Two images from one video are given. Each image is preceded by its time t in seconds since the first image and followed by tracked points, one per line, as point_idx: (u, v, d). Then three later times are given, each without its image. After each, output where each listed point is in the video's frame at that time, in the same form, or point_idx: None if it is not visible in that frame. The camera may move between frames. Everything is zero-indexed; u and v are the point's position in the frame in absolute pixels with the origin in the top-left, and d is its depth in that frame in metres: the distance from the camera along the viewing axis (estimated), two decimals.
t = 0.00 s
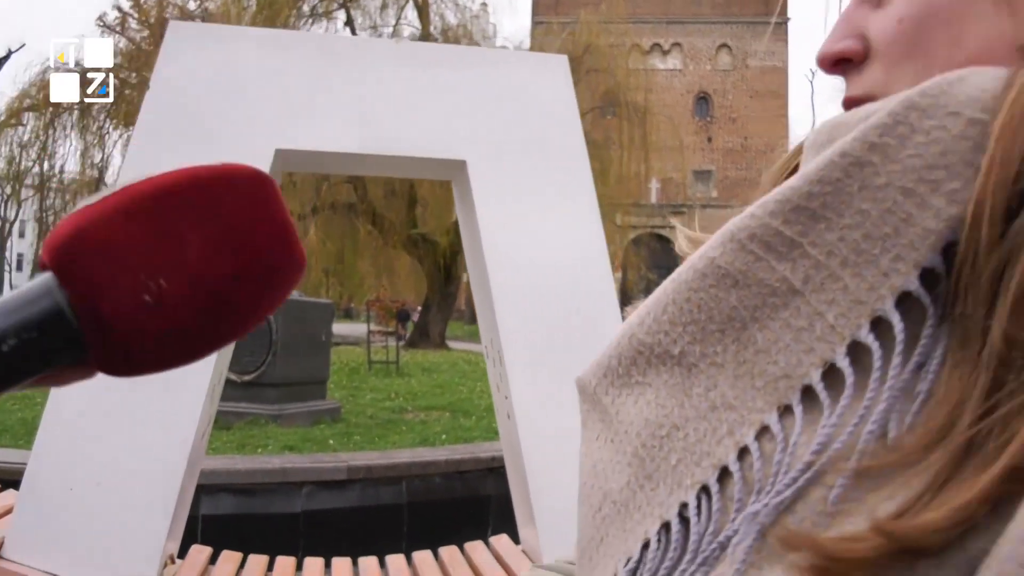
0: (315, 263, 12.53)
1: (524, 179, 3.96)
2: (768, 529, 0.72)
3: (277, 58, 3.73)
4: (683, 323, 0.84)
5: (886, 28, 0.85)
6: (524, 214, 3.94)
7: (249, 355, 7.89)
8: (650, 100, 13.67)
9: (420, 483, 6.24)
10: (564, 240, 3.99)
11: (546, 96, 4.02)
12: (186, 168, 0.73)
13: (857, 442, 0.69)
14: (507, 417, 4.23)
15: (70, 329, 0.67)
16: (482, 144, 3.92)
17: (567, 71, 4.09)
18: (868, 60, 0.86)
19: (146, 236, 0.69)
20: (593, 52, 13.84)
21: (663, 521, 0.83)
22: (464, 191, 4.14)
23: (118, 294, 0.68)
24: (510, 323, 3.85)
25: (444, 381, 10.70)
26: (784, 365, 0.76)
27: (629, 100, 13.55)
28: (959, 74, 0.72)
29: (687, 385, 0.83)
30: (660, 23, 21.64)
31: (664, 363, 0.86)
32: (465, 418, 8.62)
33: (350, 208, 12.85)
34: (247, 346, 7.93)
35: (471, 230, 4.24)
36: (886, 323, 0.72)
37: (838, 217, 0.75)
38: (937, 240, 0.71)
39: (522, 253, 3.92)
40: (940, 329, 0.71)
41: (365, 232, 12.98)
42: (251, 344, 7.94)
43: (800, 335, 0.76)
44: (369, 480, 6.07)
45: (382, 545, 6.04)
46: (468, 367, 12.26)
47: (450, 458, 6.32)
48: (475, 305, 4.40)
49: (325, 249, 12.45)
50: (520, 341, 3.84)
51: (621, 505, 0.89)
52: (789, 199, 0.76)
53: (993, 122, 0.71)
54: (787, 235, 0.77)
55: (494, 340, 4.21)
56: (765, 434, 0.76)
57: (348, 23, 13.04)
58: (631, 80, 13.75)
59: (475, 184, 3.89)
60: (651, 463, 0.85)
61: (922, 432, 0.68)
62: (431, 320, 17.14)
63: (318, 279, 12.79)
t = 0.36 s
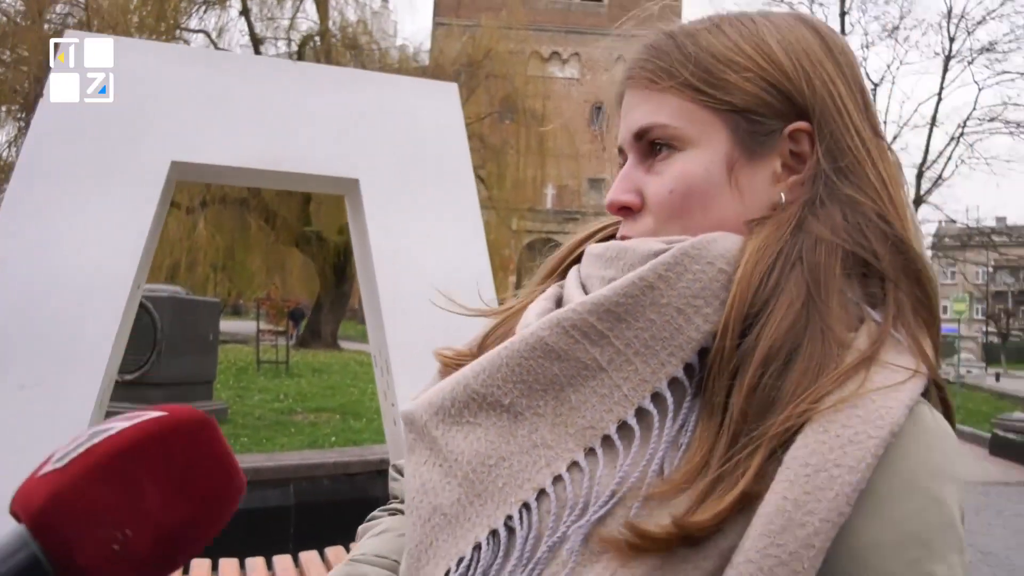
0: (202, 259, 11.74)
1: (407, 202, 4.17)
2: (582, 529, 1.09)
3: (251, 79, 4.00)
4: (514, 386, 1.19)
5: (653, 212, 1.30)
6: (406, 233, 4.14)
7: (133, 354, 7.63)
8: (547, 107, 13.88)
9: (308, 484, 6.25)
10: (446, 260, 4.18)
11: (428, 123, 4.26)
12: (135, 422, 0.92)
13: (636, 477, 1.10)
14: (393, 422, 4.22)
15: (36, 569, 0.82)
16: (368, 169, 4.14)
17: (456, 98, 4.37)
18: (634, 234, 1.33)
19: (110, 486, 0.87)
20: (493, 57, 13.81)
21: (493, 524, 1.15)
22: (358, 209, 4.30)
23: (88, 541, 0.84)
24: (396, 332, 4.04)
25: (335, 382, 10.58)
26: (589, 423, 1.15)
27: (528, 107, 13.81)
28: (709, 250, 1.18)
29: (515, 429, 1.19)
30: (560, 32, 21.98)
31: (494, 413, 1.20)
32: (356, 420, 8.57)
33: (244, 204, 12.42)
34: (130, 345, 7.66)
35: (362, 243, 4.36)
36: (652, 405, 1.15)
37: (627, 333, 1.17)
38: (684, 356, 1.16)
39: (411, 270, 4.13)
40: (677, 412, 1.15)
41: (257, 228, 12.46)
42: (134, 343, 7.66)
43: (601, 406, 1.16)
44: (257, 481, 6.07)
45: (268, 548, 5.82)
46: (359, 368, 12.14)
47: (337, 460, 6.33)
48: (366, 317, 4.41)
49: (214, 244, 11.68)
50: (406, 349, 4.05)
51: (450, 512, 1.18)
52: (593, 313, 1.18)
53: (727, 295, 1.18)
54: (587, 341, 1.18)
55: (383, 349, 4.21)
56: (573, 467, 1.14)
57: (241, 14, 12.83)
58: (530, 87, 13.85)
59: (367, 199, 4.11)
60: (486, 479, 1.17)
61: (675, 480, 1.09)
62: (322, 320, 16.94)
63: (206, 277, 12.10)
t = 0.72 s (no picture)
0: (139, 232, 11.51)
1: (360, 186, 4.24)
2: (561, 491, 1.21)
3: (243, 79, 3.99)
4: (496, 373, 1.25)
5: (590, 223, 1.41)
6: (360, 216, 4.24)
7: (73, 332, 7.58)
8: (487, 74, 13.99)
9: (262, 459, 6.25)
10: (401, 239, 4.31)
11: (386, 112, 4.30)
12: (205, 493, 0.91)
13: (601, 446, 1.23)
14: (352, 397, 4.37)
15: None
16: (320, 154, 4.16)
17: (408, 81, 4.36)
18: (570, 243, 1.43)
19: (193, 551, 0.86)
20: (431, 23, 13.55)
21: (484, 495, 1.22)
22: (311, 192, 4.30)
23: None
24: (355, 313, 4.19)
25: (281, 355, 10.52)
26: (563, 401, 1.25)
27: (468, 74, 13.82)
28: (649, 266, 1.30)
29: (496, 412, 1.24)
30: None
31: (477, 401, 1.25)
32: (304, 392, 8.55)
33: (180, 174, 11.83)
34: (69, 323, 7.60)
35: (317, 222, 4.37)
36: (614, 387, 1.27)
37: (594, 328, 1.26)
38: (636, 346, 1.28)
39: (366, 251, 4.25)
40: (631, 392, 1.29)
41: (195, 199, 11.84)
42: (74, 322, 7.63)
43: (571, 387, 1.25)
44: (208, 457, 5.94)
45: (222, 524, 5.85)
46: (304, 339, 12.08)
47: (292, 434, 6.39)
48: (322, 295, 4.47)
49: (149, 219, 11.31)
50: (365, 329, 4.18)
51: (439, 486, 1.23)
52: (566, 313, 1.26)
53: (669, 296, 1.31)
54: (558, 335, 1.26)
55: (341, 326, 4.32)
56: (552, 440, 1.24)
57: None
58: (469, 54, 13.96)
59: (322, 185, 4.16)
60: (472, 456, 1.23)
61: (632, 450, 1.22)
62: (263, 292, 16.76)
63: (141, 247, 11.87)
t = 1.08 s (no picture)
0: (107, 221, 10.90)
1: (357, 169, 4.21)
2: (644, 422, 1.22)
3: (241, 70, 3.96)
4: (567, 325, 1.26)
5: (611, 176, 1.41)
6: (357, 202, 4.20)
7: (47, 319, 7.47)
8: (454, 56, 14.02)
9: (247, 440, 6.15)
10: (397, 221, 4.29)
11: (379, 93, 4.26)
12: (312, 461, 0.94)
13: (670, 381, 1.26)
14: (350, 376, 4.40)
15: None
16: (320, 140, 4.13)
17: (398, 65, 4.31)
18: (594, 198, 1.42)
19: (312, 521, 0.90)
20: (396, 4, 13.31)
21: (572, 439, 1.22)
22: (308, 176, 4.27)
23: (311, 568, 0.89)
24: (355, 296, 4.17)
25: (253, 341, 10.39)
26: (628, 344, 1.27)
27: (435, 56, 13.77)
28: (684, 217, 1.32)
29: (568, 362, 1.25)
30: None
31: (548, 355, 1.25)
32: (282, 377, 8.49)
33: (143, 160, 11.34)
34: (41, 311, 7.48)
35: (313, 206, 4.33)
36: (670, 327, 1.30)
37: (643, 278, 1.29)
38: (682, 289, 1.31)
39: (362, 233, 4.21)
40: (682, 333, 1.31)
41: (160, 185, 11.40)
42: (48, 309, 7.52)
43: (635, 330, 1.27)
44: (193, 441, 5.87)
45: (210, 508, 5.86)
46: (276, 325, 11.94)
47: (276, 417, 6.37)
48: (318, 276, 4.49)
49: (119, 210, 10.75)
50: (365, 312, 4.19)
51: (525, 437, 1.22)
52: (622, 264, 1.28)
53: (704, 241, 1.33)
54: (619, 285, 1.28)
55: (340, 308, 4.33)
56: (623, 382, 1.26)
57: None
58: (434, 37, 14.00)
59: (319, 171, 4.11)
60: (553, 405, 1.23)
61: (694, 385, 1.25)
62: (232, 278, 16.54)
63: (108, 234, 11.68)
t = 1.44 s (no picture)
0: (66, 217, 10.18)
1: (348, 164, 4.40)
2: (687, 398, 1.23)
3: (240, 65, 4.08)
4: (608, 311, 1.26)
5: (639, 173, 1.39)
6: (347, 191, 4.39)
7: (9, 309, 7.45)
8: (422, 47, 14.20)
9: (218, 432, 6.34)
10: (384, 213, 4.49)
11: (372, 92, 4.47)
12: (393, 411, 1.22)
13: (708, 356, 1.27)
14: (336, 364, 4.53)
15: (363, 529, 1.13)
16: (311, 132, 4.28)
17: (388, 60, 4.54)
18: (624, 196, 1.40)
19: (390, 462, 1.16)
20: None
21: (619, 419, 1.23)
22: (297, 166, 4.42)
23: (387, 500, 1.14)
24: (342, 284, 4.33)
25: (219, 332, 10.27)
26: (666, 327, 1.27)
27: (405, 47, 13.89)
28: (708, 205, 1.30)
29: (613, 346, 1.26)
30: None
31: (595, 342, 1.26)
32: (250, 368, 8.47)
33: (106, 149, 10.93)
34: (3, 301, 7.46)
35: (302, 194, 4.48)
36: (703, 309, 1.30)
37: (674, 264, 1.28)
38: (711, 274, 1.30)
39: (351, 222, 4.40)
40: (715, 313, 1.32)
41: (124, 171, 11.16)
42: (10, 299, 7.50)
43: (671, 312, 1.27)
44: (166, 432, 6.09)
45: (178, 496, 6.16)
46: (241, 316, 11.83)
47: (248, 408, 6.47)
48: (304, 270, 4.66)
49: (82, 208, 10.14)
50: (351, 301, 4.34)
51: (578, 419, 1.23)
52: (654, 252, 1.27)
53: (731, 225, 1.32)
54: (654, 273, 1.27)
55: (327, 298, 4.47)
56: (661, 363, 1.26)
57: None
58: (403, 28, 13.94)
59: (309, 160, 4.27)
60: (603, 386, 1.24)
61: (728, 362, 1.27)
62: (194, 268, 16.16)
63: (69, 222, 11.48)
